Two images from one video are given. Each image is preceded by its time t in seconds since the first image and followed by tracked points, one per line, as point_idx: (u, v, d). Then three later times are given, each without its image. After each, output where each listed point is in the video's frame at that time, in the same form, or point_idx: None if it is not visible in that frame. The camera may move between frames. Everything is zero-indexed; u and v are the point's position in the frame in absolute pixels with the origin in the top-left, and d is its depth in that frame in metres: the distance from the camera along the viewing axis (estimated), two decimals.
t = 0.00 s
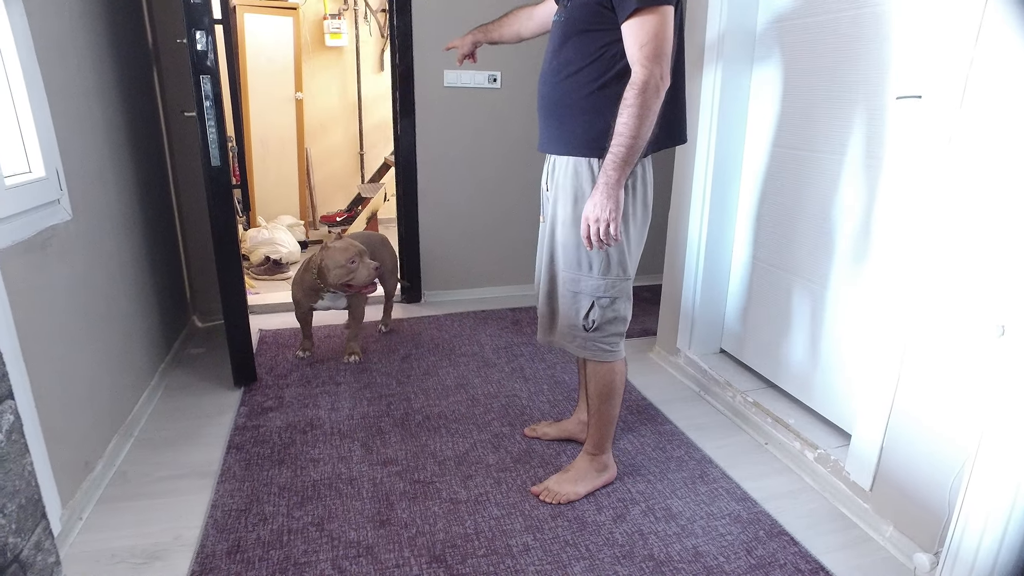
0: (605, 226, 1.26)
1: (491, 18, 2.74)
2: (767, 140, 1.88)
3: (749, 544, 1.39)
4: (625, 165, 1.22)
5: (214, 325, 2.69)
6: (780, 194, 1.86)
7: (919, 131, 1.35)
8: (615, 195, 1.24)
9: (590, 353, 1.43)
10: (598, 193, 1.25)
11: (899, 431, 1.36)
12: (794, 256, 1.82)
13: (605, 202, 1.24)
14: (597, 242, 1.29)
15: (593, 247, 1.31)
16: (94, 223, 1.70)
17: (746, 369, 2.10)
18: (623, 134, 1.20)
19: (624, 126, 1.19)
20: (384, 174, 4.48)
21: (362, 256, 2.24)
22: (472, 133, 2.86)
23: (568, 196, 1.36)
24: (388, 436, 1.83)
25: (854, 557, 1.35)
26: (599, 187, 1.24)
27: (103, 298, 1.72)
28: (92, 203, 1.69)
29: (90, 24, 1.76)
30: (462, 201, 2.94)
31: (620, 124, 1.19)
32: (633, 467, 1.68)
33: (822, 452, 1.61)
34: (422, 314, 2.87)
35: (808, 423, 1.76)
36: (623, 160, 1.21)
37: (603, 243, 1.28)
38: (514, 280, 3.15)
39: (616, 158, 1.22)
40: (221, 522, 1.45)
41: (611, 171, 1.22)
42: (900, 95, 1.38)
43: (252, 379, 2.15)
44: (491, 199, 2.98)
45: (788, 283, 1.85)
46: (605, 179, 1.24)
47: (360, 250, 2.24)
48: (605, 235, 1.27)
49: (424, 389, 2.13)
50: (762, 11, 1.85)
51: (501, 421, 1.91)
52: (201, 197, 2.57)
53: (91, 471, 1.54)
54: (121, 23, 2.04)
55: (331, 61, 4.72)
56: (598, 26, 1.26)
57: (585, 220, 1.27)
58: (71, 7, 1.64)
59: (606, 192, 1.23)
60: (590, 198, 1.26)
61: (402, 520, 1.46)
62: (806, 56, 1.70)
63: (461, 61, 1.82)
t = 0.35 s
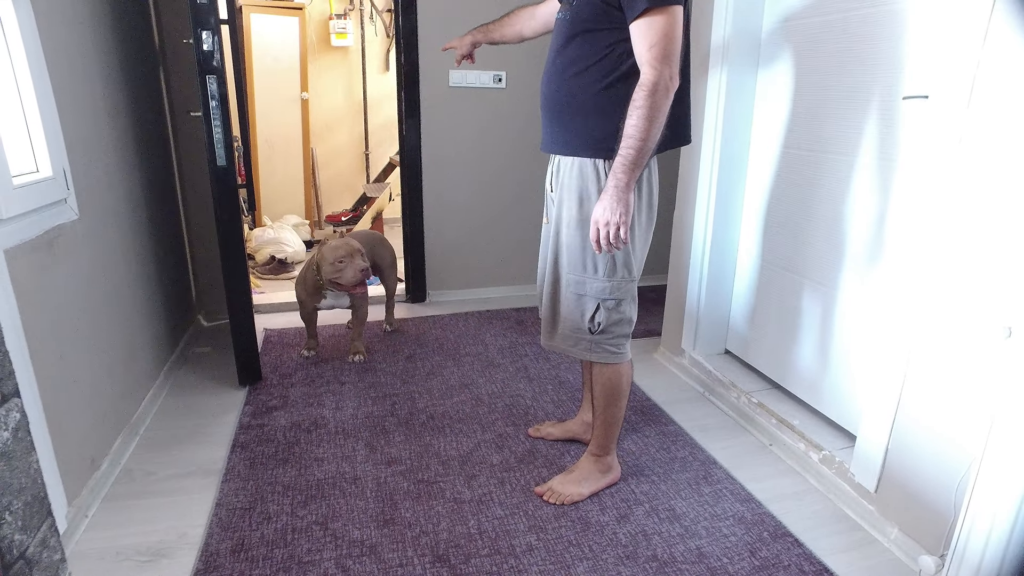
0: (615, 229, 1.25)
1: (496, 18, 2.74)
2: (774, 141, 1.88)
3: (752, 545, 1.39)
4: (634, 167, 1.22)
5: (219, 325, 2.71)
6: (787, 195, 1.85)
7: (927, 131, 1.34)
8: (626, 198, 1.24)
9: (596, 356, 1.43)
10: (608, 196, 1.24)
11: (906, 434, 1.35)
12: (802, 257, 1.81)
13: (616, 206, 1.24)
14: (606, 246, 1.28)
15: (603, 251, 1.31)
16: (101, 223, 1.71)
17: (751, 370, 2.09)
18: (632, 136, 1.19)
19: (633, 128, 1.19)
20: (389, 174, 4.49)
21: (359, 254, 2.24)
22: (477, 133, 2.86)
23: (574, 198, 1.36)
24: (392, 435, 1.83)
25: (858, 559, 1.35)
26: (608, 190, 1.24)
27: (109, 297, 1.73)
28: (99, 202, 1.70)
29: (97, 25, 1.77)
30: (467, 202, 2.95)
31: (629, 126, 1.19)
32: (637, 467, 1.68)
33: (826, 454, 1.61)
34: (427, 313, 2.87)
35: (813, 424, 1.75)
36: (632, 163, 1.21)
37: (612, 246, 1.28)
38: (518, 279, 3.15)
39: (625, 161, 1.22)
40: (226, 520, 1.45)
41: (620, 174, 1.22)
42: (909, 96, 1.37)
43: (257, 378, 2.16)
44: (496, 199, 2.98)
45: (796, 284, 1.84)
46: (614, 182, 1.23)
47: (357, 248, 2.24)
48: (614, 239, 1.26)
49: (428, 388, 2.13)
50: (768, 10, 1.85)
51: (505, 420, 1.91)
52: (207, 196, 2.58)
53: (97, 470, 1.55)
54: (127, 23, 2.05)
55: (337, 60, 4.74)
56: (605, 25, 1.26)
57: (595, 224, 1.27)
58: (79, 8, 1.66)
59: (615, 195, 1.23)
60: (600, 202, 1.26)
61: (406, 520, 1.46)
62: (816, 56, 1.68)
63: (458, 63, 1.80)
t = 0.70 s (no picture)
0: (620, 233, 1.25)
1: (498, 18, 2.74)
2: (777, 139, 1.88)
3: (754, 547, 1.38)
4: (640, 169, 1.21)
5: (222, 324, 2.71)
6: (791, 195, 1.85)
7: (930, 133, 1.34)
8: (631, 202, 1.24)
9: (600, 359, 1.43)
10: (613, 200, 1.24)
11: (908, 435, 1.34)
12: (806, 259, 1.80)
13: (621, 209, 1.23)
14: (611, 250, 1.28)
15: (607, 254, 1.30)
16: (104, 223, 1.71)
17: (754, 371, 2.09)
18: (638, 138, 1.19)
19: (638, 130, 1.19)
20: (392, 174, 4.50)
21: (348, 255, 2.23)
22: (480, 133, 2.87)
23: (576, 200, 1.36)
24: (393, 435, 1.83)
25: (860, 561, 1.34)
26: (613, 193, 1.24)
27: (112, 297, 1.73)
28: (101, 202, 1.70)
29: (101, 26, 1.78)
30: (469, 202, 2.95)
31: (634, 128, 1.19)
32: (638, 468, 1.68)
33: (828, 455, 1.60)
34: (429, 313, 2.88)
35: (816, 426, 1.75)
36: (637, 165, 1.21)
37: (617, 250, 1.27)
38: (521, 280, 3.15)
39: (630, 163, 1.21)
40: (227, 520, 1.45)
41: (626, 176, 1.22)
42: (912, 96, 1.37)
43: (259, 378, 2.16)
44: (498, 199, 2.98)
45: (799, 285, 1.84)
46: (620, 185, 1.23)
47: (348, 249, 2.23)
48: (619, 242, 1.26)
49: (430, 389, 2.13)
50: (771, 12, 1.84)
51: (506, 421, 1.91)
52: (210, 196, 2.58)
53: (99, 469, 1.56)
54: (131, 24, 2.05)
55: (340, 61, 4.76)
56: (608, 25, 1.26)
57: (599, 228, 1.27)
58: (83, 9, 1.66)
59: (620, 199, 1.23)
60: (604, 205, 1.26)
61: (407, 520, 1.46)
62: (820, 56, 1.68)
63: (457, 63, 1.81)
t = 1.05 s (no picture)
0: (630, 233, 1.24)
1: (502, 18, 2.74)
2: (782, 140, 1.87)
3: (758, 547, 1.38)
4: (650, 168, 1.21)
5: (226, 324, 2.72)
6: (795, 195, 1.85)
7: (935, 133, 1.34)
8: (641, 201, 1.23)
9: (606, 362, 1.42)
10: (623, 200, 1.23)
11: (914, 436, 1.33)
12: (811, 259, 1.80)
13: (631, 209, 1.23)
14: (619, 250, 1.27)
15: (616, 255, 1.29)
16: (109, 222, 1.72)
17: (758, 372, 2.09)
18: (648, 137, 1.19)
19: (648, 129, 1.18)
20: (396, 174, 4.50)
21: (342, 254, 2.23)
22: (484, 133, 2.86)
23: (582, 201, 1.36)
24: (397, 435, 1.83)
25: (864, 563, 1.34)
26: (623, 194, 1.23)
27: (117, 296, 1.73)
28: (106, 201, 1.71)
29: (105, 25, 1.78)
30: (472, 202, 2.95)
31: (644, 127, 1.18)
32: (642, 468, 1.68)
33: (832, 456, 1.60)
34: (432, 313, 2.88)
35: (820, 427, 1.74)
36: (647, 165, 1.20)
37: (626, 250, 1.26)
38: (524, 279, 3.15)
39: (640, 162, 1.21)
40: (231, 519, 1.46)
41: (636, 175, 1.21)
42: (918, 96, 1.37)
43: (262, 377, 2.17)
44: (502, 199, 2.98)
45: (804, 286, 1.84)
46: (630, 185, 1.22)
47: (342, 248, 2.23)
48: (629, 243, 1.25)
49: (433, 388, 2.13)
50: (775, 12, 1.84)
51: (510, 421, 1.91)
52: (214, 196, 2.59)
53: (104, 468, 1.56)
54: (136, 24, 2.06)
55: (344, 60, 4.76)
56: (615, 21, 1.25)
57: (609, 228, 1.26)
58: (88, 8, 1.67)
59: (631, 198, 1.22)
60: (614, 206, 1.25)
61: (410, 520, 1.46)
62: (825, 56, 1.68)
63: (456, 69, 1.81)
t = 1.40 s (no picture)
0: (642, 233, 1.23)
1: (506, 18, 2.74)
2: (787, 141, 1.86)
3: (760, 548, 1.38)
4: (661, 167, 1.20)
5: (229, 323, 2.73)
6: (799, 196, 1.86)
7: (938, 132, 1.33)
8: (652, 201, 1.22)
9: (609, 365, 1.42)
10: (634, 199, 1.22)
11: (920, 438, 1.32)
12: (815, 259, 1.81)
13: (643, 209, 1.22)
14: (630, 251, 1.25)
15: (626, 256, 1.27)
16: (112, 222, 1.72)
17: (761, 373, 2.09)
18: (659, 136, 1.18)
19: (658, 128, 1.17)
20: (399, 174, 4.51)
21: (342, 254, 2.23)
22: (488, 133, 2.87)
23: (586, 202, 1.36)
24: (399, 435, 1.84)
25: (867, 564, 1.33)
26: (634, 193, 1.21)
27: (120, 295, 1.74)
28: (109, 201, 1.71)
29: (110, 25, 1.79)
30: (475, 202, 2.95)
31: (655, 125, 1.17)
32: (644, 469, 1.67)
33: (836, 457, 1.60)
34: (435, 313, 2.88)
35: (824, 428, 1.74)
36: (658, 163, 1.19)
37: (637, 251, 1.24)
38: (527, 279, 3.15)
39: (651, 161, 1.19)
40: (233, 518, 1.46)
41: (648, 174, 1.20)
42: (920, 95, 1.40)
43: (265, 377, 2.17)
44: (505, 199, 2.99)
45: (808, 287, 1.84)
46: (642, 183, 1.21)
47: (343, 248, 2.23)
48: (640, 243, 1.24)
49: (435, 388, 2.13)
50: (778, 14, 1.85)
51: (512, 421, 1.91)
52: (217, 197, 2.60)
53: (107, 467, 1.57)
54: (139, 24, 2.06)
55: (347, 60, 4.77)
56: (622, 19, 1.25)
57: (619, 228, 1.24)
58: (93, 8, 1.67)
59: (642, 197, 1.21)
60: (625, 206, 1.24)
61: (413, 520, 1.46)
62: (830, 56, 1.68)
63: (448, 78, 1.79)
